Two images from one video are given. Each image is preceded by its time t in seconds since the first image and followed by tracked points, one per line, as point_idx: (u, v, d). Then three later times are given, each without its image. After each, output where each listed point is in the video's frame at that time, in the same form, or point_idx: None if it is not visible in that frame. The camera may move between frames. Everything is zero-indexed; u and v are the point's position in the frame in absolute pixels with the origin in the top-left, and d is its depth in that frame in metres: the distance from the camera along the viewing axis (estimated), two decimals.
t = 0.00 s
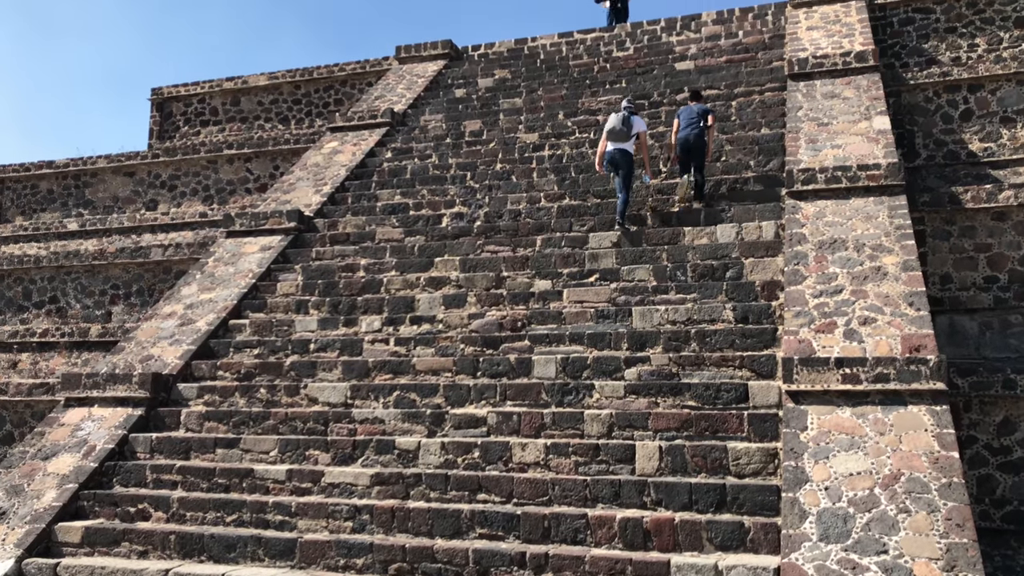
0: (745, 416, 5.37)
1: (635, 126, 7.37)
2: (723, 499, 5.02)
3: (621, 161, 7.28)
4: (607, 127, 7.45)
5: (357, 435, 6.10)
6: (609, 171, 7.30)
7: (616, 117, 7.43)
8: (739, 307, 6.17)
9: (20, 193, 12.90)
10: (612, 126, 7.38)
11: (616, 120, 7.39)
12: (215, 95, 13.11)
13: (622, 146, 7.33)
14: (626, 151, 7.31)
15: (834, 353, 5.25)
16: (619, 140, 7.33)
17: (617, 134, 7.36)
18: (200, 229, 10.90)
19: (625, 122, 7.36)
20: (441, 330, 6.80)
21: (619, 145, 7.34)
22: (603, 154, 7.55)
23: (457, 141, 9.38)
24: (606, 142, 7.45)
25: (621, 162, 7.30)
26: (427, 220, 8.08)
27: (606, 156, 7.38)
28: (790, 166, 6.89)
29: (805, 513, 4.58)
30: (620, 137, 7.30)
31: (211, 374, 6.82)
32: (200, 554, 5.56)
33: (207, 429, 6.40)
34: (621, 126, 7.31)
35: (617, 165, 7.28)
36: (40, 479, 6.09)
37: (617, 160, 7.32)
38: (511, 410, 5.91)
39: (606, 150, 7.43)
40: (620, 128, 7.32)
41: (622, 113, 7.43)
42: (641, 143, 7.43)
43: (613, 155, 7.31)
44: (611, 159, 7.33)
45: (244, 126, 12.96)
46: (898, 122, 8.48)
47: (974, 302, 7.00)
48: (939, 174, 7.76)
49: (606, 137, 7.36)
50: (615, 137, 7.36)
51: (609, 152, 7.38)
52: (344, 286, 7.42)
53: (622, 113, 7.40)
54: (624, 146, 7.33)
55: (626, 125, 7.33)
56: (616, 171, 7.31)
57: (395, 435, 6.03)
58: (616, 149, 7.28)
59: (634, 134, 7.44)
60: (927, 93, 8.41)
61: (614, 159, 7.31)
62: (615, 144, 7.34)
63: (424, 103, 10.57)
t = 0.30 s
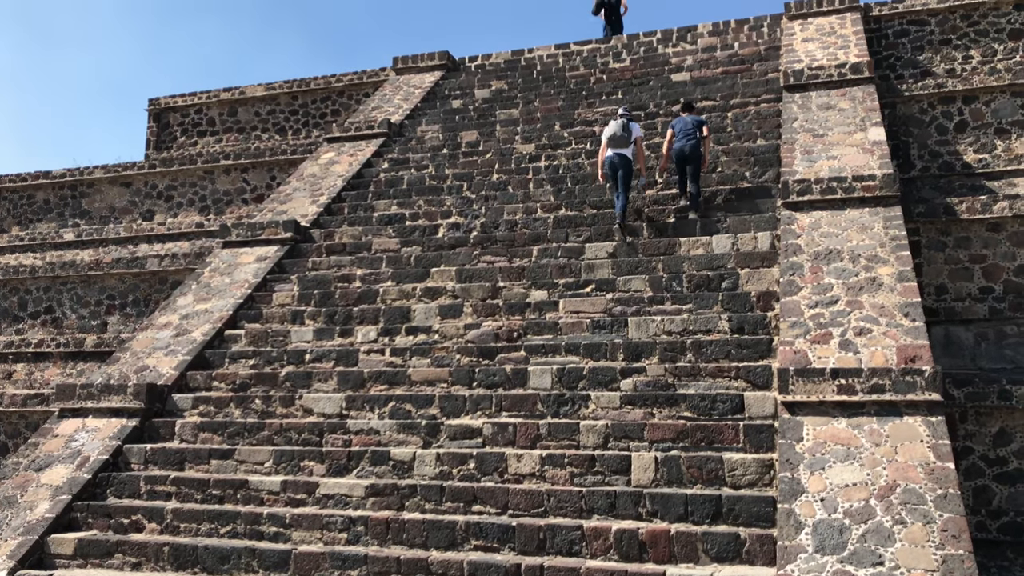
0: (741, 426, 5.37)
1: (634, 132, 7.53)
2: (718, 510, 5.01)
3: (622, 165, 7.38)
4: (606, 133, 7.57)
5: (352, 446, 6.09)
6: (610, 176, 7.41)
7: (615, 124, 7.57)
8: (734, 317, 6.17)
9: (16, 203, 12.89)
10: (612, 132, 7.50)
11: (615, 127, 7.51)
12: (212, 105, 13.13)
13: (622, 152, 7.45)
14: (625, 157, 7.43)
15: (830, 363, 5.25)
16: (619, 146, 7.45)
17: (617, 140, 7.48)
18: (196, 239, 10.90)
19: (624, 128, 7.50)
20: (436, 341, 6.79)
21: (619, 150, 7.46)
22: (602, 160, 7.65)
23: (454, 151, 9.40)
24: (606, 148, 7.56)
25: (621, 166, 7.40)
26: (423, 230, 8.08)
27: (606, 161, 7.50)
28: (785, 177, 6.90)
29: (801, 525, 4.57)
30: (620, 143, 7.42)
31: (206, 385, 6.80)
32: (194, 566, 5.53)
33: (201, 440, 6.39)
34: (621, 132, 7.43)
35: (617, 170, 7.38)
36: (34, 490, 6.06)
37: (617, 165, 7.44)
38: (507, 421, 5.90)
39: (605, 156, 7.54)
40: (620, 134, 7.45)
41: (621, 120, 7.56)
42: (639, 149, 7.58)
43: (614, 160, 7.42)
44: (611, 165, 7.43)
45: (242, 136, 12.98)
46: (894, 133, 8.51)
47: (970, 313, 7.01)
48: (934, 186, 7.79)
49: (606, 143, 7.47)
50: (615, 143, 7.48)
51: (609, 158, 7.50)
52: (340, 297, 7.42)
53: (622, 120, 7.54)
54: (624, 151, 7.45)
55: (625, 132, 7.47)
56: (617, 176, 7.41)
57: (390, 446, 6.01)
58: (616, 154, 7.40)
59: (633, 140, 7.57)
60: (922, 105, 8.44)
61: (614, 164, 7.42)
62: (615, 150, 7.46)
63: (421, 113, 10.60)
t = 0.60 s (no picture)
0: (731, 436, 5.37)
1: (625, 131, 7.57)
2: (708, 520, 5.00)
3: (618, 166, 7.59)
4: (598, 133, 7.68)
5: (341, 456, 6.08)
6: (605, 178, 7.60)
7: (606, 123, 7.65)
8: (724, 327, 6.18)
9: (7, 212, 12.85)
10: (603, 133, 7.61)
11: (606, 128, 7.61)
12: (204, 115, 13.14)
13: (614, 152, 7.60)
14: (619, 157, 7.58)
15: (819, 373, 5.26)
16: (611, 147, 7.59)
17: (609, 141, 7.60)
18: (187, 248, 10.88)
19: (615, 128, 7.58)
20: (427, 350, 6.78)
21: (611, 151, 7.60)
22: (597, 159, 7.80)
23: (446, 161, 9.41)
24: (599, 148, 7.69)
25: (617, 168, 7.61)
26: (414, 240, 8.08)
27: (600, 162, 7.67)
28: (776, 188, 6.92)
29: (790, 535, 4.57)
30: (612, 145, 7.55)
31: (196, 395, 6.78)
32: None
33: (190, 450, 6.36)
34: (611, 134, 7.53)
35: (611, 173, 7.58)
36: (20, 500, 6.02)
37: (612, 167, 7.61)
38: (497, 431, 5.89)
39: (599, 157, 7.69)
40: (611, 135, 7.55)
41: (612, 120, 7.63)
42: (631, 147, 7.65)
43: (607, 162, 7.59)
44: (605, 167, 7.61)
45: (234, 145, 12.98)
46: (883, 144, 8.55)
47: (959, 323, 7.03)
48: (923, 197, 7.83)
49: (598, 145, 7.61)
50: (607, 144, 7.61)
51: (603, 159, 7.65)
52: (331, 306, 7.41)
53: (612, 120, 7.60)
54: (616, 152, 7.59)
55: (616, 132, 7.56)
56: (612, 177, 7.61)
57: (380, 456, 6.00)
58: (608, 157, 7.55)
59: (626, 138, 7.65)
60: (911, 116, 8.50)
61: (608, 166, 7.60)
62: (608, 151, 7.60)
63: (413, 123, 10.61)
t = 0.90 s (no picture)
0: (713, 446, 5.39)
1: (612, 142, 7.65)
2: (690, 530, 5.01)
3: (605, 175, 7.59)
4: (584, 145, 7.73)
5: (323, 466, 6.05)
6: (592, 187, 7.61)
7: (593, 135, 7.72)
8: (707, 337, 6.20)
9: None
10: (589, 144, 7.66)
11: (592, 139, 7.67)
12: (189, 122, 13.09)
13: (602, 162, 7.63)
14: (606, 167, 7.60)
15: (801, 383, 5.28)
16: (598, 156, 7.63)
17: (595, 151, 7.65)
18: (170, 256, 10.83)
19: (601, 139, 7.64)
20: (410, 360, 6.76)
21: (598, 161, 7.64)
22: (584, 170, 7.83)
23: (430, 170, 9.42)
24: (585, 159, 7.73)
25: (604, 177, 7.61)
26: (398, 249, 8.07)
27: (588, 172, 7.68)
28: (758, 199, 6.96)
29: (772, 545, 4.58)
30: (599, 154, 7.59)
31: (177, 404, 6.73)
32: None
33: (170, 459, 6.31)
34: (598, 143, 7.58)
35: (598, 182, 7.58)
36: None
37: (599, 176, 7.62)
38: (480, 441, 5.88)
39: (586, 167, 7.71)
40: (598, 145, 7.60)
41: (598, 131, 7.71)
42: (618, 158, 7.72)
43: (594, 171, 7.61)
44: (592, 176, 7.63)
45: (218, 153, 12.93)
46: (865, 156, 8.62)
47: (939, 333, 7.09)
48: (904, 208, 7.91)
49: (585, 155, 7.64)
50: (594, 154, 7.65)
51: (590, 169, 7.68)
52: (313, 315, 7.38)
53: (598, 131, 7.68)
54: (603, 161, 7.62)
55: (602, 142, 7.62)
56: (599, 186, 7.61)
57: (362, 466, 5.98)
58: (595, 165, 7.57)
59: (611, 149, 7.73)
60: (892, 128, 8.58)
61: (595, 175, 7.61)
62: (595, 161, 7.63)
63: (398, 132, 10.62)
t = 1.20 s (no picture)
0: (685, 454, 5.42)
1: (593, 140, 7.73)
2: (662, 539, 5.03)
3: (584, 173, 7.67)
4: (566, 139, 7.78)
5: (295, 475, 6.01)
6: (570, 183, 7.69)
7: (575, 130, 7.75)
8: (680, 345, 6.24)
9: None
10: (572, 139, 7.70)
11: (574, 134, 7.71)
12: (163, 128, 12.98)
13: (582, 159, 7.70)
14: (586, 164, 7.68)
15: (772, 392, 5.33)
16: (578, 153, 7.69)
17: (577, 147, 7.70)
18: (142, 263, 10.73)
19: (583, 136, 7.70)
20: (384, 368, 6.74)
21: (578, 158, 7.70)
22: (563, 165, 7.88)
23: (406, 178, 9.41)
24: (566, 154, 7.77)
25: (582, 175, 7.69)
26: (373, 256, 8.04)
27: (567, 168, 7.74)
28: (731, 210, 7.02)
29: (743, 553, 4.61)
30: (581, 152, 7.65)
31: (147, 413, 6.66)
32: None
33: (140, 468, 6.25)
34: (581, 141, 7.64)
35: (577, 179, 7.66)
36: None
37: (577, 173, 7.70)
38: (453, 449, 5.87)
39: (565, 163, 7.77)
40: (580, 142, 7.65)
41: (580, 127, 7.75)
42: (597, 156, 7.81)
43: (573, 167, 7.67)
44: (572, 172, 7.69)
45: (192, 159, 12.84)
46: (837, 168, 8.73)
47: (908, 343, 7.19)
48: (874, 220, 8.02)
49: (567, 151, 7.68)
50: (575, 150, 7.71)
51: (569, 164, 7.74)
52: (287, 323, 7.33)
53: (581, 127, 7.71)
54: (583, 159, 7.69)
55: (585, 140, 7.67)
56: (578, 183, 7.69)
57: (334, 475, 5.95)
58: (577, 162, 7.64)
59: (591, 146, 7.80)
60: (864, 140, 8.70)
61: (575, 172, 7.68)
62: (576, 157, 7.70)
63: (374, 139, 10.60)
